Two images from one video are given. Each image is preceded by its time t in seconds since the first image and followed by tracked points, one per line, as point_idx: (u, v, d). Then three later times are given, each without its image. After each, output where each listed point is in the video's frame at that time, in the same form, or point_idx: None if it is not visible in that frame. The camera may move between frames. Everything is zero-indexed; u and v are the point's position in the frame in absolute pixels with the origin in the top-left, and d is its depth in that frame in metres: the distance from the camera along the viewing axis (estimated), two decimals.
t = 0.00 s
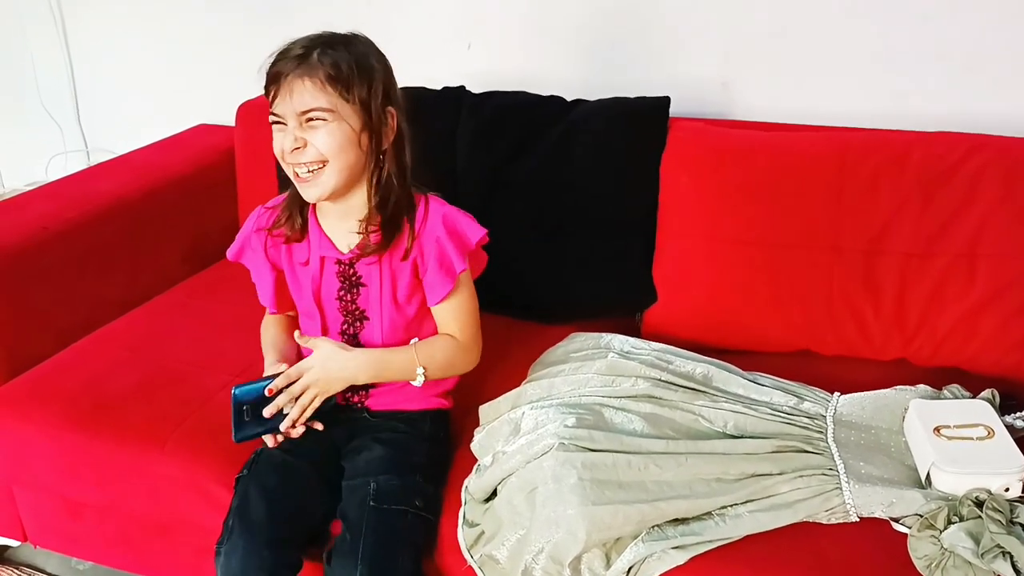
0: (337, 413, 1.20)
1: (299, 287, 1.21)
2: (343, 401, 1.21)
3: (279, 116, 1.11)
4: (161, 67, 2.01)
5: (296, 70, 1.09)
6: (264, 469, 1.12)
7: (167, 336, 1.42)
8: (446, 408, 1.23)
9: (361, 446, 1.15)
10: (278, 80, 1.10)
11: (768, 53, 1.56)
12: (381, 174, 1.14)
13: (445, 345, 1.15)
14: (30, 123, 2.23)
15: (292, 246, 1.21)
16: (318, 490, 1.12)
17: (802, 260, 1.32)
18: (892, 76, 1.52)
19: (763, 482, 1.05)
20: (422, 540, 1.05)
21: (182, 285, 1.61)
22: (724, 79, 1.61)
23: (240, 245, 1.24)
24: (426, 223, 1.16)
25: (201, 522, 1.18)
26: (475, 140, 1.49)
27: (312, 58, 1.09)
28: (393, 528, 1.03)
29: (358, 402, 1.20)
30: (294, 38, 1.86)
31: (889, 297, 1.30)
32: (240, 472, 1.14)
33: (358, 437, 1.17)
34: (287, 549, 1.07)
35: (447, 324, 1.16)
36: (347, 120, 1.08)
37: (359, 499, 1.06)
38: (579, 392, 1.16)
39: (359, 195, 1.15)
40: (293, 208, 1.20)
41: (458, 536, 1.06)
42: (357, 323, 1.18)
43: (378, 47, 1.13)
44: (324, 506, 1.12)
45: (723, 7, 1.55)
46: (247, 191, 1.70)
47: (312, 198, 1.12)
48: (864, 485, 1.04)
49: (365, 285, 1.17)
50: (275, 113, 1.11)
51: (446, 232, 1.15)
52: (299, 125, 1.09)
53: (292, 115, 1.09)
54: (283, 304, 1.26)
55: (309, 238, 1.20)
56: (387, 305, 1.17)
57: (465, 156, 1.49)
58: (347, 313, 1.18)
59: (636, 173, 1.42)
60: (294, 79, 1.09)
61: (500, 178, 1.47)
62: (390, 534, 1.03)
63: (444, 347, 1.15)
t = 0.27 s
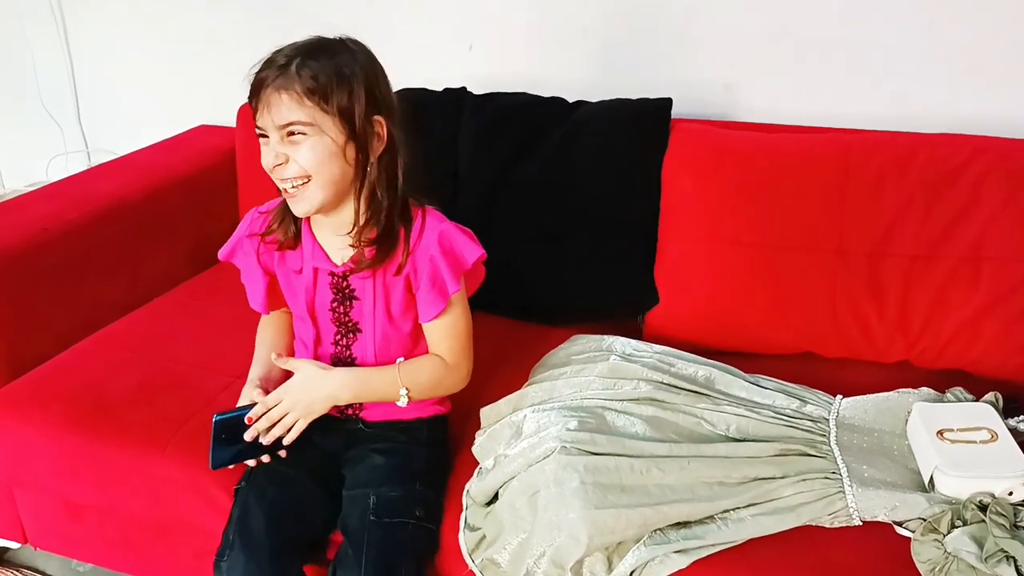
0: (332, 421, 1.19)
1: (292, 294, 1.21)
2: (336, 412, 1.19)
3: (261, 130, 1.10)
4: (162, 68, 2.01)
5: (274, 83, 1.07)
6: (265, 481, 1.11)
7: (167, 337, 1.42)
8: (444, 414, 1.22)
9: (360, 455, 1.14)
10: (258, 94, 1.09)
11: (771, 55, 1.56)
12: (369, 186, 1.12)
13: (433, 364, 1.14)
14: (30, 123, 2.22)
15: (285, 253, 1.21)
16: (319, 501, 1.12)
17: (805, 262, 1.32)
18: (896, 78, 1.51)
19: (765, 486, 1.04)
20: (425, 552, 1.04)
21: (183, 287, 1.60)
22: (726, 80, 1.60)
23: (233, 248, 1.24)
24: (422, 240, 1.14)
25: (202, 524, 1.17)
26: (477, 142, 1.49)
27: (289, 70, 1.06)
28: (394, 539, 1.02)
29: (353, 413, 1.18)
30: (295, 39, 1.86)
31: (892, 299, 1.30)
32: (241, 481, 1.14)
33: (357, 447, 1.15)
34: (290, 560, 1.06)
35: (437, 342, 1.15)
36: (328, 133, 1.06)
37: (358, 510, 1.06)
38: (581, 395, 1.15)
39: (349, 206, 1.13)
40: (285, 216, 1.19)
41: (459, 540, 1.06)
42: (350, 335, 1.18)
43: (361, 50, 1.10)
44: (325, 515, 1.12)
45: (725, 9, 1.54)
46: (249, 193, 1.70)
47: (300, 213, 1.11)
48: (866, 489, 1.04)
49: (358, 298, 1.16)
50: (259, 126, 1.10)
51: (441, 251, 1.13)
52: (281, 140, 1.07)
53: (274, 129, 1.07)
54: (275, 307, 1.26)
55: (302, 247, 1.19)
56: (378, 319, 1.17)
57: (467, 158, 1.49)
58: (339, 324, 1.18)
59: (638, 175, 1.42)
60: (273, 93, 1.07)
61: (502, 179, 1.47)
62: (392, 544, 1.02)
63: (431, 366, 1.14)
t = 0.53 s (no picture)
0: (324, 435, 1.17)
1: (270, 302, 1.18)
2: (328, 428, 1.17)
3: (244, 125, 1.06)
4: (162, 68, 2.01)
5: (266, 78, 1.03)
6: (262, 496, 1.11)
7: (168, 338, 1.41)
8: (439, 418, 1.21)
9: (355, 466, 1.12)
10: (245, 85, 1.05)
11: (773, 54, 1.55)
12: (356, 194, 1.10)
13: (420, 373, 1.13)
14: (30, 124, 2.22)
15: (260, 258, 1.17)
16: (317, 513, 1.11)
17: (807, 262, 1.31)
18: (898, 78, 1.51)
19: (768, 487, 1.04)
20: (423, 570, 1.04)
21: (183, 288, 1.60)
22: (727, 80, 1.60)
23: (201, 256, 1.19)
24: (406, 244, 1.12)
25: (202, 525, 1.17)
26: (478, 141, 1.48)
27: (283, 66, 1.03)
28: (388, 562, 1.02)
29: (348, 429, 1.16)
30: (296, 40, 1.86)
31: (894, 300, 1.29)
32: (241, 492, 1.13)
33: (354, 456, 1.14)
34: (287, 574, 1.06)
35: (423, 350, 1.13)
36: (316, 138, 1.03)
37: (352, 529, 1.05)
38: (583, 395, 1.15)
39: (331, 213, 1.11)
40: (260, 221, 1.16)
41: (460, 542, 1.06)
42: (332, 344, 1.15)
43: (360, 55, 1.08)
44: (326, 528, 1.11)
45: (726, 8, 1.54)
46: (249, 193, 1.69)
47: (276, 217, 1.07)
48: (870, 490, 1.03)
49: (341, 305, 1.14)
50: (241, 121, 1.06)
51: (427, 254, 1.11)
52: (265, 138, 1.04)
53: (260, 126, 1.04)
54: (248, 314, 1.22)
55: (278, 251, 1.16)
56: (360, 327, 1.14)
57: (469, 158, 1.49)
58: (320, 332, 1.15)
59: (640, 174, 1.41)
60: (263, 87, 1.03)
61: (503, 179, 1.46)
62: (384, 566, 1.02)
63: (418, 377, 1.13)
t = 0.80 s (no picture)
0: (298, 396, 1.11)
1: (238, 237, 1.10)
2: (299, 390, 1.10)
3: (222, 50, 0.93)
4: (163, 68, 2.01)
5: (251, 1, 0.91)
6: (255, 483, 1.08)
7: (168, 337, 1.41)
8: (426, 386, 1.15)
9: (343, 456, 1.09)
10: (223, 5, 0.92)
11: (776, 54, 1.55)
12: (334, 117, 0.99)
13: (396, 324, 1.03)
14: (31, 125, 2.22)
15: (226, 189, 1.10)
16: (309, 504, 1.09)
17: (810, 262, 1.31)
18: (900, 78, 1.51)
19: (772, 486, 1.04)
20: None
21: (184, 287, 1.59)
22: (729, 81, 1.60)
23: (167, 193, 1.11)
24: (377, 169, 1.00)
25: (203, 525, 1.16)
26: (480, 141, 1.48)
27: None
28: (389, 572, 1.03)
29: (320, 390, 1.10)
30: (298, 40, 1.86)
31: (896, 300, 1.29)
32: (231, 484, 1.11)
33: (340, 440, 1.10)
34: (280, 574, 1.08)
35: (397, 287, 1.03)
36: (308, 66, 0.93)
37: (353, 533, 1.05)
38: (586, 393, 1.14)
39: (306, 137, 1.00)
40: (223, 154, 1.07)
41: (463, 537, 1.06)
42: (301, 285, 1.06)
43: None
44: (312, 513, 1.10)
45: (728, 9, 1.54)
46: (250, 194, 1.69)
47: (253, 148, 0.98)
48: (874, 490, 1.03)
49: (309, 242, 1.05)
50: (216, 44, 0.94)
51: (401, 181, 0.99)
52: (251, 69, 0.93)
53: (243, 54, 0.92)
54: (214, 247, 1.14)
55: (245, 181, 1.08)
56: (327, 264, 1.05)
57: (471, 157, 1.48)
58: (288, 273, 1.07)
59: (642, 174, 1.40)
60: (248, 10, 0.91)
61: (505, 179, 1.46)
62: None
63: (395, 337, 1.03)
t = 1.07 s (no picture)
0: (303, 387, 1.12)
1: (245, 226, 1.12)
2: (305, 380, 1.12)
3: (258, 21, 0.94)
4: (166, 72, 2.01)
5: None
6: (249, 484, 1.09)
7: (171, 341, 1.41)
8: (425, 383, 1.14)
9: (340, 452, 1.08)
10: None
11: (777, 59, 1.56)
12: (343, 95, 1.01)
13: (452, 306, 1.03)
14: (34, 128, 2.22)
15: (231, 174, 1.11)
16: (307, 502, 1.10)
17: (813, 267, 1.31)
18: (901, 83, 1.51)
19: (775, 492, 1.04)
20: None
21: (186, 292, 1.60)
22: (731, 85, 1.60)
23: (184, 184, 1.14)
24: (372, 145, 1.00)
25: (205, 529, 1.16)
26: (482, 145, 1.48)
27: None
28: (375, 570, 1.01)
29: (321, 379, 1.11)
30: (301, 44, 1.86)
31: (899, 305, 1.29)
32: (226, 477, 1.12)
33: (335, 430, 1.10)
34: (270, 571, 1.07)
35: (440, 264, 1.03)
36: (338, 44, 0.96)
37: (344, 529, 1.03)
38: (590, 398, 1.15)
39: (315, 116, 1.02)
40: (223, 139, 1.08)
41: (465, 540, 1.05)
42: (302, 268, 1.07)
43: None
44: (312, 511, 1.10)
45: (730, 14, 1.54)
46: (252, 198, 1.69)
47: (271, 124, 0.98)
48: (877, 496, 1.03)
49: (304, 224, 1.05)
50: (253, 16, 0.94)
51: (393, 154, 0.99)
52: (288, 43, 0.94)
53: (284, 27, 0.93)
54: (223, 235, 1.15)
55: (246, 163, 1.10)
56: (325, 244, 1.05)
57: (473, 160, 1.48)
58: (289, 256, 1.07)
59: (644, 178, 1.41)
60: None
61: (508, 183, 1.46)
62: None
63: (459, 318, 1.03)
